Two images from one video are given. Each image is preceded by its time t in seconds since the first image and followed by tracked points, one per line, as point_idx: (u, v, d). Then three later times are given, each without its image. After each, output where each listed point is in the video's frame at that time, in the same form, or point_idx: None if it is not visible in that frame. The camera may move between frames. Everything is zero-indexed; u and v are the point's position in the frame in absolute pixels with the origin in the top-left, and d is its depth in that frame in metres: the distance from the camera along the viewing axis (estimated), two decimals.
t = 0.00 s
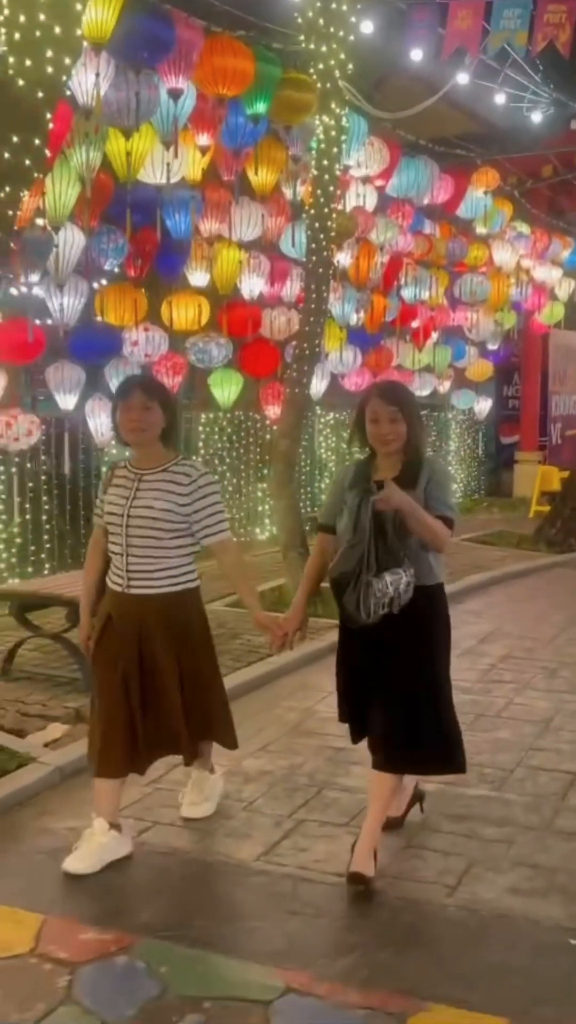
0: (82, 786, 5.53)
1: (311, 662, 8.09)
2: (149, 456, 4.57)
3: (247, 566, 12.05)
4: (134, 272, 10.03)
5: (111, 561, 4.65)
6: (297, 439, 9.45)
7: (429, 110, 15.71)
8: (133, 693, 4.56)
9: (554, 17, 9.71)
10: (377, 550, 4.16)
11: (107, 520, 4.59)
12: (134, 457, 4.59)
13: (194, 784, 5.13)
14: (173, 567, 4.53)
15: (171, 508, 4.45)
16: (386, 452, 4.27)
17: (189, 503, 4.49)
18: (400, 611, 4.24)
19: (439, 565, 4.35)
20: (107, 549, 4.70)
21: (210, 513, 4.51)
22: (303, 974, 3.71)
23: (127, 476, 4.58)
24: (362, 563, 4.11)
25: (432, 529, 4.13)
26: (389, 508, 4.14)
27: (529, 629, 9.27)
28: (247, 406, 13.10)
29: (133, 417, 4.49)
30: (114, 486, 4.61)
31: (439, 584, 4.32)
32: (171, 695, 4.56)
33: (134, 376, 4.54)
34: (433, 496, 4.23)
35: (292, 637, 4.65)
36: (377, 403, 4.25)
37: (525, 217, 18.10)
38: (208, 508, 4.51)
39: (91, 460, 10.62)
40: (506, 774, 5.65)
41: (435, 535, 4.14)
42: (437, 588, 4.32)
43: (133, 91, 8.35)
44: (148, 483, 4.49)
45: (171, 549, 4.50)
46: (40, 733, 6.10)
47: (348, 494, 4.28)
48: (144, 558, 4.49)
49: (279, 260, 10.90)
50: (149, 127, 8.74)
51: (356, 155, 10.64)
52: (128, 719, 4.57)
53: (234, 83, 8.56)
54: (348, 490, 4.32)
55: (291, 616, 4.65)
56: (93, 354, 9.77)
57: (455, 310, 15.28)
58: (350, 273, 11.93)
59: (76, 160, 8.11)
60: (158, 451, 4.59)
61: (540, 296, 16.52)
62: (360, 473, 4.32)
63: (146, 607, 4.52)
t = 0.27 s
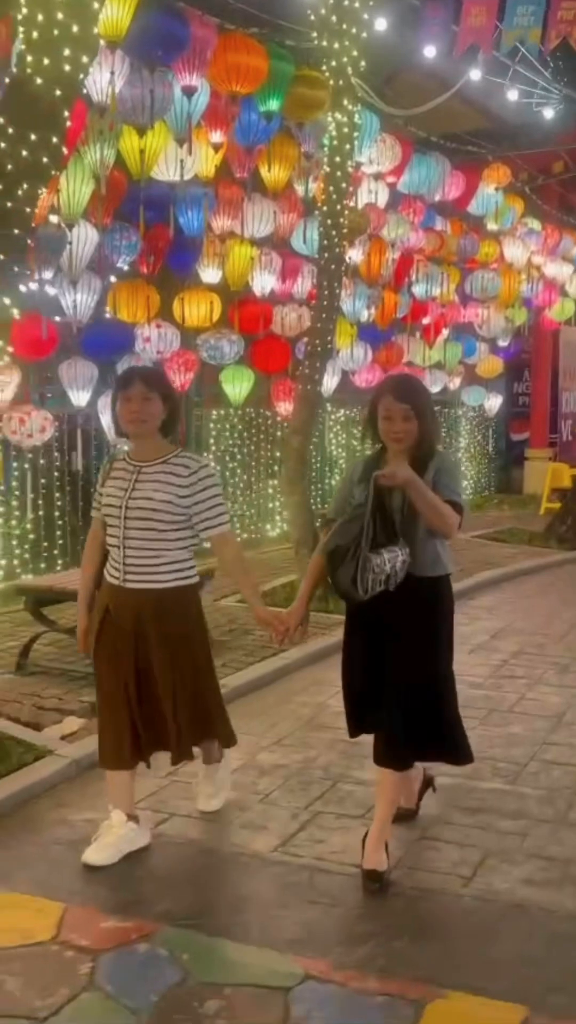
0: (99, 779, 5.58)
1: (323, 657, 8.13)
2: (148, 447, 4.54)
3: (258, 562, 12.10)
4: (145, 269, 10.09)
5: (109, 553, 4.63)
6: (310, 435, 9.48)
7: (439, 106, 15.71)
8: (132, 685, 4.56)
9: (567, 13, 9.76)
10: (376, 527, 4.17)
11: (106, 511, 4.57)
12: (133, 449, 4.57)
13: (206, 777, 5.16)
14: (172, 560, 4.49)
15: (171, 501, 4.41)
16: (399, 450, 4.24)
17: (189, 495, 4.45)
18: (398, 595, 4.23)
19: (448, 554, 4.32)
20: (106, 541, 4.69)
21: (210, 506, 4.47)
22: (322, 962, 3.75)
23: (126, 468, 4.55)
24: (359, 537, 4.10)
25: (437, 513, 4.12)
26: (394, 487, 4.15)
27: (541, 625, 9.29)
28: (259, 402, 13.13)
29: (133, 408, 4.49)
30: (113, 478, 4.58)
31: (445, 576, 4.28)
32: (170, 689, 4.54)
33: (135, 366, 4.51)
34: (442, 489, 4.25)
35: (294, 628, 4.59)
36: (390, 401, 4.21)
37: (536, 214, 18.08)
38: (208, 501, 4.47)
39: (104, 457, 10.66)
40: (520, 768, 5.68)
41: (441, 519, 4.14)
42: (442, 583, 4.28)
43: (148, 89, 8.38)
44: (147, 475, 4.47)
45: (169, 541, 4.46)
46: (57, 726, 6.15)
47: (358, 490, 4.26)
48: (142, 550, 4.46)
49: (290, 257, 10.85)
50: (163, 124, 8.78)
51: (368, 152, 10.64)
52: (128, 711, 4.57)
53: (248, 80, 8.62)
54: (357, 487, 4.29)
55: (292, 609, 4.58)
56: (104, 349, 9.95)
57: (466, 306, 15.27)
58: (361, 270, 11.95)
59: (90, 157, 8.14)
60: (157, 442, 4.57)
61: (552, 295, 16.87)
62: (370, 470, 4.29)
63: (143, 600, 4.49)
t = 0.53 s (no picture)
0: (121, 767, 5.66)
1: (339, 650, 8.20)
2: (152, 439, 4.46)
3: (272, 557, 12.19)
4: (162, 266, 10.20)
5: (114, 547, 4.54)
6: (325, 431, 9.55)
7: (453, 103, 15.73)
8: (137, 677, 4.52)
9: None
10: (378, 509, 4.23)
11: (110, 504, 4.49)
12: (136, 441, 4.49)
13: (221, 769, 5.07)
14: (177, 552, 4.40)
15: (175, 492, 4.33)
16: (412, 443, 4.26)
17: (194, 486, 4.37)
18: (398, 578, 4.23)
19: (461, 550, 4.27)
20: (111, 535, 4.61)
21: (215, 497, 4.40)
22: (345, 945, 3.83)
23: (129, 461, 4.46)
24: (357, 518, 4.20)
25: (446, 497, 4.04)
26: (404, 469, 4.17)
27: (555, 619, 9.35)
28: (273, 398, 13.21)
29: (137, 399, 4.43)
30: (116, 470, 4.50)
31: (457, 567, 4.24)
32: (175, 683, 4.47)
33: (139, 357, 4.48)
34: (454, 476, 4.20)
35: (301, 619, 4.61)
36: (403, 388, 4.25)
37: (549, 210, 18.10)
38: (213, 492, 4.40)
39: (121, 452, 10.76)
40: (537, 759, 5.75)
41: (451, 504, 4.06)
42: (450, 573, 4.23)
43: (166, 86, 8.45)
44: (151, 466, 4.38)
45: (175, 534, 4.38)
46: (79, 716, 6.24)
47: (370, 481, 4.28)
48: (147, 543, 4.37)
49: (305, 253, 10.90)
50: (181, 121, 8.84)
51: (383, 149, 10.69)
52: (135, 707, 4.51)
53: (266, 78, 8.77)
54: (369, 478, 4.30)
55: (299, 601, 4.61)
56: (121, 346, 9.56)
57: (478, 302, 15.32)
58: (375, 267, 12.00)
59: (108, 155, 8.20)
60: (161, 434, 4.50)
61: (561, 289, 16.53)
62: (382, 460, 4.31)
63: (148, 594, 4.40)
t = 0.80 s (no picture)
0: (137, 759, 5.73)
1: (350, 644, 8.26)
2: (155, 435, 4.41)
3: (282, 552, 12.25)
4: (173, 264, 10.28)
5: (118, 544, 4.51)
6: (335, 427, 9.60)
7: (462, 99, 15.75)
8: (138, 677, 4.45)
9: None
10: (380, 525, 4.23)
11: (114, 501, 4.45)
12: (139, 437, 4.45)
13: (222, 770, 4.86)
14: (180, 550, 4.36)
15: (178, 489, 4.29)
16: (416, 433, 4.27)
17: (197, 483, 4.32)
18: (397, 576, 4.28)
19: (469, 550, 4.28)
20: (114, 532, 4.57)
21: (218, 493, 4.34)
22: (361, 933, 3.89)
23: (132, 457, 4.42)
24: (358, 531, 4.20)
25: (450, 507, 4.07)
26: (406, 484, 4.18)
27: (564, 614, 9.40)
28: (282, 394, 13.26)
29: (139, 395, 4.37)
30: (118, 466, 4.46)
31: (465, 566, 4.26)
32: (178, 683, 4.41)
33: (141, 353, 4.43)
34: (461, 478, 4.25)
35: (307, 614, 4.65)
36: (409, 378, 4.24)
37: (557, 207, 18.11)
38: (216, 489, 4.34)
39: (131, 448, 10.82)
40: (548, 752, 5.80)
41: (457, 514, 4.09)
42: (456, 573, 4.26)
43: (179, 85, 8.52)
44: (155, 463, 4.34)
45: (178, 531, 4.34)
46: (94, 709, 6.31)
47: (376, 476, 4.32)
48: (150, 541, 4.34)
49: (315, 250, 10.94)
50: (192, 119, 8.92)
51: (392, 146, 10.73)
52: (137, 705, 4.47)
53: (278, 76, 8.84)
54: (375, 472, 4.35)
55: (305, 595, 4.65)
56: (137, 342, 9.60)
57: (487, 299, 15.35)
58: (384, 263, 12.04)
59: (121, 153, 8.24)
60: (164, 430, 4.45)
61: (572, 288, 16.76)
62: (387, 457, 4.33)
63: (151, 592, 4.36)
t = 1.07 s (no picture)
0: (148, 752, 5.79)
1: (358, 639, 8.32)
2: (154, 434, 4.43)
3: (289, 548, 12.31)
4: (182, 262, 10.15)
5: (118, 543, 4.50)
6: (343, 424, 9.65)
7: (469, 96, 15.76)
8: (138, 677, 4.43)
9: None
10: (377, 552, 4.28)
11: (113, 500, 4.45)
12: (137, 436, 4.45)
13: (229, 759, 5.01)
14: (180, 547, 4.35)
15: (177, 487, 4.29)
16: (417, 425, 4.30)
17: (196, 480, 4.33)
18: (397, 585, 4.30)
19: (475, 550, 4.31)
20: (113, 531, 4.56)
21: (217, 490, 4.35)
22: (372, 922, 3.94)
23: (130, 456, 4.42)
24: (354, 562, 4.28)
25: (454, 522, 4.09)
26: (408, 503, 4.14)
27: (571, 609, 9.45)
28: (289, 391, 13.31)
29: (138, 394, 4.38)
30: (116, 465, 4.46)
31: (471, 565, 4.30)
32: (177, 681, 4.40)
33: (139, 352, 4.45)
34: (465, 483, 4.22)
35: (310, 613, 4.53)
36: (412, 372, 4.28)
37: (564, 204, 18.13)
38: (215, 486, 4.35)
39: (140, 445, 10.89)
40: (555, 745, 5.86)
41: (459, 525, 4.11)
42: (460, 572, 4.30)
43: (189, 84, 8.61)
44: (153, 460, 4.34)
45: (178, 529, 4.33)
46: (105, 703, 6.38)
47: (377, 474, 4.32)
48: (150, 539, 4.32)
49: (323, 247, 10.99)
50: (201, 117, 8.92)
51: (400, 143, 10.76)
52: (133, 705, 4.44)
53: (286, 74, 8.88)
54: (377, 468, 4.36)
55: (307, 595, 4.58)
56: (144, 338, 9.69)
57: (494, 296, 15.38)
58: (391, 260, 12.08)
59: (130, 151, 8.27)
60: (163, 429, 4.45)
61: None
62: (388, 454, 4.33)
63: (152, 590, 4.34)
